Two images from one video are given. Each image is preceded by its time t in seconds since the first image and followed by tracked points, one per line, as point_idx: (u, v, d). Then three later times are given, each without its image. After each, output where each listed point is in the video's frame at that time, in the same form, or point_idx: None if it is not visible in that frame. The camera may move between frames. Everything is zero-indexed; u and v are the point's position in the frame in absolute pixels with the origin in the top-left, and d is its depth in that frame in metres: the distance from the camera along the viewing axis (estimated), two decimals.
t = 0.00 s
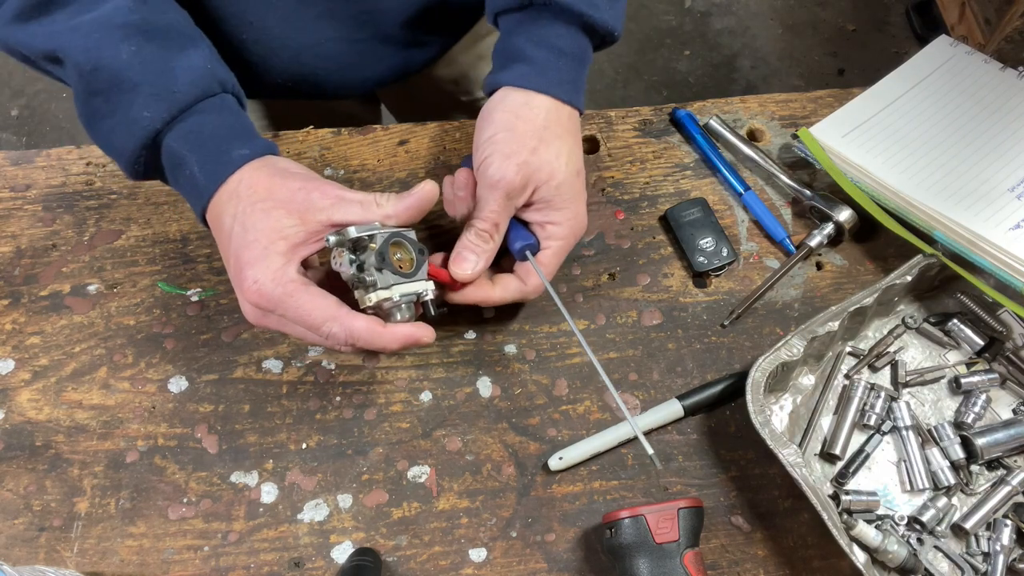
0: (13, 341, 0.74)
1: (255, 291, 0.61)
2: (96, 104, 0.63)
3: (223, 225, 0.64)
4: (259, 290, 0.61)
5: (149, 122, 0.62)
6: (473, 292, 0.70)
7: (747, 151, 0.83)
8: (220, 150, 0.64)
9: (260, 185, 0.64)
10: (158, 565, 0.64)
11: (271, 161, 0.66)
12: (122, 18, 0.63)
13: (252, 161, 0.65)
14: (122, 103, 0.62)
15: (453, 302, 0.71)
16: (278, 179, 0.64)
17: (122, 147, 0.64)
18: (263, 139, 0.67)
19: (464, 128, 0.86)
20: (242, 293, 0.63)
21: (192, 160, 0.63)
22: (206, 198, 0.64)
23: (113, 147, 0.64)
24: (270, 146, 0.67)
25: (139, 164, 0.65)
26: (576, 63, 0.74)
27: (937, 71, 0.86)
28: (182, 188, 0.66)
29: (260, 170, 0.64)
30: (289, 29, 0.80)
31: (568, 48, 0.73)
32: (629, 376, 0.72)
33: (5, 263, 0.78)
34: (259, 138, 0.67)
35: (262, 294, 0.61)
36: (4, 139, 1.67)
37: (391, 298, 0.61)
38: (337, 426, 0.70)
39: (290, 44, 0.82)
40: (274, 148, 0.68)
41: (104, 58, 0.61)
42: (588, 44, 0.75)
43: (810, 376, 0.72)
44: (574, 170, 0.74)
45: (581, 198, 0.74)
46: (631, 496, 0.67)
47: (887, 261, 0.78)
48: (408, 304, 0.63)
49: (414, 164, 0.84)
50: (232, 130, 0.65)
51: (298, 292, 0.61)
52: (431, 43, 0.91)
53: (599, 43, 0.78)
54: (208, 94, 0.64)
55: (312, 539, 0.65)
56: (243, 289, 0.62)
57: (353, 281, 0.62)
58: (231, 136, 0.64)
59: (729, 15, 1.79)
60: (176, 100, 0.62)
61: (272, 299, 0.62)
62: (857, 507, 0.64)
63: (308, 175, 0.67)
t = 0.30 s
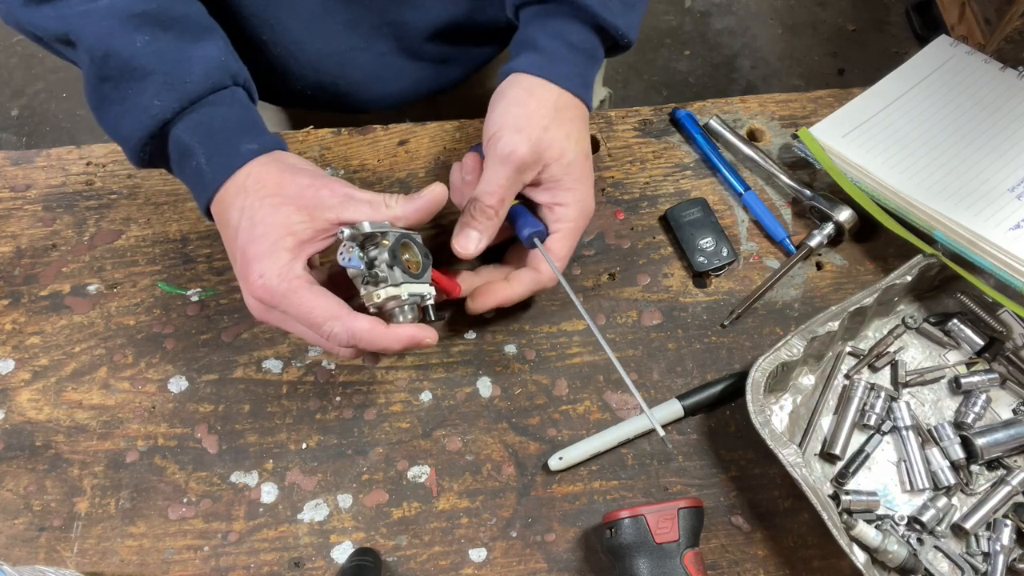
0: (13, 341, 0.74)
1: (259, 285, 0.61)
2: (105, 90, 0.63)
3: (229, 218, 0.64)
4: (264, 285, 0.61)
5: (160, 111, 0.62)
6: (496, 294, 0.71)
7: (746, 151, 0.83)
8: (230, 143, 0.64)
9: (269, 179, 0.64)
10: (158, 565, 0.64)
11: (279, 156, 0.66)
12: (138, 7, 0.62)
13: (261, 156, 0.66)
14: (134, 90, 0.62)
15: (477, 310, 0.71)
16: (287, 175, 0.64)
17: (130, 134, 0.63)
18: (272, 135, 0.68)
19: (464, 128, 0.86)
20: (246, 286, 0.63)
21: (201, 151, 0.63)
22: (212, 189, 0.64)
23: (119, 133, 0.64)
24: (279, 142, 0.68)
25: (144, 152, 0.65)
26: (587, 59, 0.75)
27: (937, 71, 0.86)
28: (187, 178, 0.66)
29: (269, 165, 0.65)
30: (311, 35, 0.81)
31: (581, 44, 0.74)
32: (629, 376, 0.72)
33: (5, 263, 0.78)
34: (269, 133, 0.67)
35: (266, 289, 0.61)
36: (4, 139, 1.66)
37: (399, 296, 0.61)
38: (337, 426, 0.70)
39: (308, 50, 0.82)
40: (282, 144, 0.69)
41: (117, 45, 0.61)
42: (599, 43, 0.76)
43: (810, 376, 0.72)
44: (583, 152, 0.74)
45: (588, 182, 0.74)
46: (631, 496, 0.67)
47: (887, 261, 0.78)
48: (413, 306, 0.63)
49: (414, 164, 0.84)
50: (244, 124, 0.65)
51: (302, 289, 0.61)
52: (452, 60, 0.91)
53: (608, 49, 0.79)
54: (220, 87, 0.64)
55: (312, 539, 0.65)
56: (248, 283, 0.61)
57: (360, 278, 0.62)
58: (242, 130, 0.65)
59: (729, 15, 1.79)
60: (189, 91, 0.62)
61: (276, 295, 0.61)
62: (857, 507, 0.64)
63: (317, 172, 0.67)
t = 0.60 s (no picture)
0: (13, 341, 0.74)
1: (272, 281, 0.61)
2: (116, 88, 0.62)
3: (242, 215, 0.64)
4: (277, 281, 0.61)
5: (173, 109, 0.62)
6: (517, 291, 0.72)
7: (747, 151, 0.83)
8: (243, 140, 0.64)
9: (282, 177, 0.64)
10: (158, 565, 0.64)
11: (291, 154, 0.66)
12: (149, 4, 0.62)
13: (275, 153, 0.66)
14: (146, 88, 0.62)
15: (496, 307, 0.72)
16: (301, 172, 0.65)
17: (141, 132, 0.63)
18: (282, 132, 0.68)
19: (464, 128, 0.86)
20: (257, 282, 0.63)
21: (213, 148, 0.64)
22: (224, 187, 0.64)
23: (130, 132, 0.63)
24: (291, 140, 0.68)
25: (156, 151, 0.65)
26: (583, 55, 0.76)
27: (936, 71, 0.86)
28: (199, 175, 0.66)
29: (282, 162, 0.65)
30: (311, 42, 0.80)
31: (575, 40, 0.75)
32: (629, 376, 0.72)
33: (5, 263, 0.78)
34: (281, 131, 0.68)
35: (279, 286, 0.61)
36: (3, 139, 1.66)
37: (407, 294, 0.62)
38: (337, 426, 0.70)
39: (308, 61, 0.82)
40: (293, 141, 0.69)
41: (129, 44, 0.61)
42: (595, 41, 0.77)
43: (810, 376, 0.72)
44: (580, 143, 0.74)
45: (586, 172, 0.74)
46: (631, 496, 0.67)
47: (887, 261, 0.78)
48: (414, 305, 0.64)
49: (414, 164, 0.84)
50: (256, 122, 0.65)
51: (314, 288, 0.61)
52: (454, 63, 0.91)
53: (608, 49, 0.80)
54: (231, 84, 0.64)
55: (312, 539, 0.65)
56: (261, 279, 0.62)
57: (369, 270, 0.61)
58: (254, 128, 0.65)
59: (729, 15, 1.79)
60: (201, 89, 0.62)
61: (287, 293, 0.61)
62: (857, 507, 0.64)
63: (330, 170, 0.67)
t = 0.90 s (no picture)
0: (13, 341, 0.74)
1: (274, 280, 0.61)
2: (116, 93, 0.61)
3: (246, 216, 0.64)
4: (279, 281, 0.61)
5: (175, 114, 0.61)
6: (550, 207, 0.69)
7: (747, 151, 0.83)
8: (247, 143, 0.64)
9: (287, 180, 0.64)
10: (158, 565, 0.64)
11: (295, 158, 0.67)
12: (148, 9, 0.61)
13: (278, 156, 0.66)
14: (147, 94, 0.61)
15: (531, 228, 0.69)
16: (306, 177, 0.65)
17: (143, 139, 0.62)
18: (283, 135, 0.68)
19: (464, 127, 0.86)
20: (259, 282, 0.63)
21: (217, 152, 0.63)
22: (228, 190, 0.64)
23: (132, 138, 0.62)
24: (291, 142, 0.68)
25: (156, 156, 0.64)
26: None
27: (936, 71, 0.86)
28: (200, 179, 0.65)
29: (287, 166, 0.65)
30: (310, 42, 0.80)
31: None
32: (629, 376, 0.72)
33: (5, 263, 0.78)
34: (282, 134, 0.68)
35: (280, 286, 0.60)
36: (4, 139, 1.66)
37: (409, 295, 0.63)
38: (337, 426, 0.70)
39: (313, 61, 0.82)
40: (293, 144, 0.69)
41: (129, 49, 0.60)
42: None
43: (810, 376, 0.72)
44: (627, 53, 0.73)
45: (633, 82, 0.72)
46: (631, 496, 0.67)
47: (887, 261, 0.78)
48: (408, 309, 0.64)
49: (414, 164, 0.84)
50: (258, 124, 0.65)
51: (314, 289, 0.61)
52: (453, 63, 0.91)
53: None
54: (232, 88, 0.63)
55: (312, 539, 0.65)
56: (263, 279, 0.61)
57: (372, 270, 0.63)
58: (257, 131, 0.64)
59: (729, 15, 1.79)
60: (204, 94, 0.61)
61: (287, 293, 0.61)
62: (857, 507, 0.64)
63: (335, 177, 0.68)
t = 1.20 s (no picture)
0: (13, 341, 0.74)
1: (273, 274, 0.60)
2: (137, 97, 0.63)
3: (257, 211, 0.65)
4: (278, 275, 0.60)
5: (196, 114, 0.62)
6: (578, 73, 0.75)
7: (747, 150, 0.83)
8: (265, 142, 0.65)
9: (303, 179, 0.65)
10: (158, 565, 0.64)
11: (313, 159, 0.68)
12: (165, 15, 0.62)
13: (296, 156, 0.67)
14: (167, 97, 0.62)
15: (562, 89, 0.76)
16: (322, 178, 0.66)
17: (164, 140, 0.63)
18: (301, 133, 0.68)
19: (464, 128, 0.86)
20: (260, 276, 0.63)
21: (237, 150, 0.64)
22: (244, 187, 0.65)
23: (153, 141, 0.64)
24: (309, 141, 0.69)
25: (178, 157, 0.65)
26: None
27: (936, 71, 0.86)
28: (219, 178, 0.66)
29: (305, 165, 0.66)
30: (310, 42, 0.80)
31: None
32: (629, 376, 0.72)
33: (5, 263, 0.78)
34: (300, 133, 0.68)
35: (278, 279, 0.60)
36: (4, 139, 1.66)
37: (406, 307, 0.63)
38: (337, 426, 0.70)
39: (342, 56, 0.83)
40: (311, 145, 0.70)
41: (148, 54, 0.61)
42: None
43: (810, 376, 0.72)
44: None
45: None
46: (631, 496, 0.67)
47: (887, 262, 0.78)
48: (403, 320, 0.64)
49: (414, 164, 0.84)
50: (276, 123, 0.66)
51: (312, 286, 0.60)
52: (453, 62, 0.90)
53: None
54: (249, 87, 0.65)
55: (312, 539, 0.65)
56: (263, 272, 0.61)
57: (372, 278, 0.63)
58: (275, 129, 0.66)
59: (729, 15, 1.79)
60: (222, 93, 0.63)
61: (284, 288, 0.60)
62: (857, 507, 0.64)
63: (351, 182, 0.68)
